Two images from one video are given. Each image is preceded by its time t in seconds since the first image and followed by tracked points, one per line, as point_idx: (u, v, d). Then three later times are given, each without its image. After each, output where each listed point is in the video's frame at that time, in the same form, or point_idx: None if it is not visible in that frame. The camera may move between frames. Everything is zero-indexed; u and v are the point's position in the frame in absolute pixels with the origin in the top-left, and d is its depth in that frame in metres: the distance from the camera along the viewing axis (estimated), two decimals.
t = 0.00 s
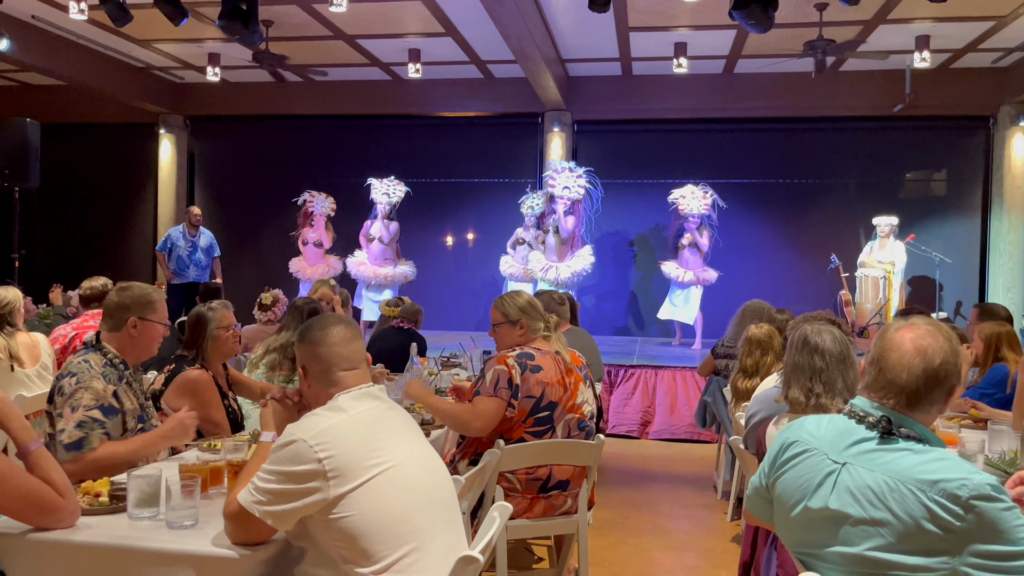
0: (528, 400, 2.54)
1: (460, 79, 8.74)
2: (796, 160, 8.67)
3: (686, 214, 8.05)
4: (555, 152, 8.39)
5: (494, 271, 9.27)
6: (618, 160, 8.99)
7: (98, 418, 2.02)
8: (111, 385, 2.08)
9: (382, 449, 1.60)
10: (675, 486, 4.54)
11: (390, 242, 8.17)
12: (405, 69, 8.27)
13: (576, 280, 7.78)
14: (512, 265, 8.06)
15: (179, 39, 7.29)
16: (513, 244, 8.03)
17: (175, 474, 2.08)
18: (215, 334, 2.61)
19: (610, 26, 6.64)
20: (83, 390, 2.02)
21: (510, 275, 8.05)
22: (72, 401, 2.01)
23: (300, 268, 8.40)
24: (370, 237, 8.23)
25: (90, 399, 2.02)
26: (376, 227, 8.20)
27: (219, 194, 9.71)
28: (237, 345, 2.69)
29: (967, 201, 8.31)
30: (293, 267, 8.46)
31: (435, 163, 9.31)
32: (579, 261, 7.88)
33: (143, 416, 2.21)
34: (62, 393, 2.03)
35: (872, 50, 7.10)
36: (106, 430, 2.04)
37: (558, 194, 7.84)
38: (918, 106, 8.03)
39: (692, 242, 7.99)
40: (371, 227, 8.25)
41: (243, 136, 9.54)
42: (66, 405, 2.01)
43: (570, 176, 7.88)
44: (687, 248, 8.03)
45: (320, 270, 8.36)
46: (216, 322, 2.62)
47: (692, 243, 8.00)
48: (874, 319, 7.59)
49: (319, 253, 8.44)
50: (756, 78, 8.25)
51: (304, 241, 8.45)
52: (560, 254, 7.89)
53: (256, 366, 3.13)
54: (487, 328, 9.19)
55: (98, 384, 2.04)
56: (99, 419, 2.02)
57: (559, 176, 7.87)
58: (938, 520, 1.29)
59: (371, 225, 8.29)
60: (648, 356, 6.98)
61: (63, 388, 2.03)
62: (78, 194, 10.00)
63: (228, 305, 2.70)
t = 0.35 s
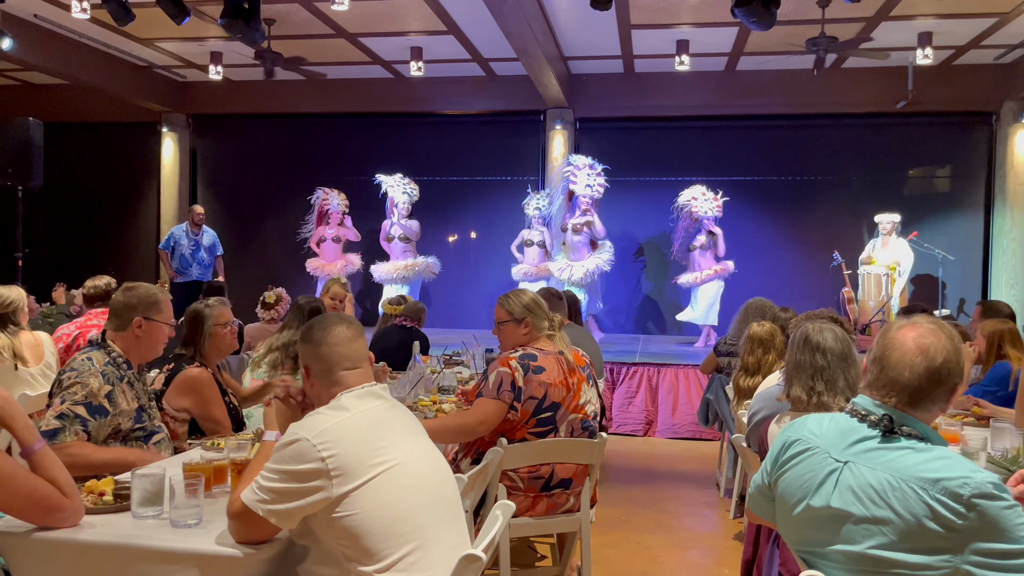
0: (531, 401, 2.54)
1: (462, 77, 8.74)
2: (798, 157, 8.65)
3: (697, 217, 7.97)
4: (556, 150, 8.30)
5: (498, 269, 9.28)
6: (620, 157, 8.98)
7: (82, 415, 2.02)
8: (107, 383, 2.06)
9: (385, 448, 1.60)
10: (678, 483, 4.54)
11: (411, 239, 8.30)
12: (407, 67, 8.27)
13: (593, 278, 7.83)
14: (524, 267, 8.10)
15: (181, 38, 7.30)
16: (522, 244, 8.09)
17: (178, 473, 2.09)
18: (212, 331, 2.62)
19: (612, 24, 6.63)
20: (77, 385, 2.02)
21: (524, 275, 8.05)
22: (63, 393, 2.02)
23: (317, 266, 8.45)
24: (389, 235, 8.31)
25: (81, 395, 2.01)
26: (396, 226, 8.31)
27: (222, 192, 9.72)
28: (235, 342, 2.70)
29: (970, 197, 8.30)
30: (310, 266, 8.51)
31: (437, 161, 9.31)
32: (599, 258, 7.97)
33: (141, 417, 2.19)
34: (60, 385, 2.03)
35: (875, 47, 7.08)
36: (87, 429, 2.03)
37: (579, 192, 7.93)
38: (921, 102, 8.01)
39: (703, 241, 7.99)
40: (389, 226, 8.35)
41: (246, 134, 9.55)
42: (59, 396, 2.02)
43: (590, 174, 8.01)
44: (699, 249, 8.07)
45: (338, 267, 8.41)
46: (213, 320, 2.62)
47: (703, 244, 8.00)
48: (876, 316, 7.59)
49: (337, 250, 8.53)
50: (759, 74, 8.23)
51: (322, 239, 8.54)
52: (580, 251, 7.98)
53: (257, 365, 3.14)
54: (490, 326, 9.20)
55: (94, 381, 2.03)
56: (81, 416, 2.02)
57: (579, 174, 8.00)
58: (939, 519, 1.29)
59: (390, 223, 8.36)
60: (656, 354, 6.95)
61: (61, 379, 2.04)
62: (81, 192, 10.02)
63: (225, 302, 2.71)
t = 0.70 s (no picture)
0: (532, 401, 2.54)
1: (463, 75, 8.73)
2: (799, 154, 8.64)
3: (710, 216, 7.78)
4: (556, 148, 8.34)
5: (498, 267, 9.27)
6: (620, 154, 8.96)
7: (83, 413, 2.01)
8: (107, 382, 2.06)
9: (386, 446, 1.60)
10: (679, 481, 4.54)
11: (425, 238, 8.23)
12: (408, 65, 8.26)
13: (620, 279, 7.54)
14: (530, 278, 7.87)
15: (182, 36, 7.30)
16: (528, 253, 7.82)
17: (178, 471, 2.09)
18: (210, 328, 2.65)
19: (613, 21, 6.63)
20: (77, 384, 2.02)
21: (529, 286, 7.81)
22: (63, 394, 2.01)
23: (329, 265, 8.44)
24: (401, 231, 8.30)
25: (81, 394, 2.01)
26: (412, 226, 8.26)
27: (223, 190, 9.73)
28: (233, 339, 2.74)
29: (970, 195, 8.30)
30: (325, 266, 8.48)
31: (438, 159, 9.30)
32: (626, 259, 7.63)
33: (141, 413, 2.19)
34: (60, 384, 2.03)
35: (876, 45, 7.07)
36: (89, 428, 2.03)
37: (601, 195, 7.68)
38: (922, 100, 7.98)
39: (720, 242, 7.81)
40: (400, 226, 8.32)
41: (247, 133, 9.55)
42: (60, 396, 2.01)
43: (611, 176, 7.74)
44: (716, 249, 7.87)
45: (351, 266, 8.35)
46: (210, 317, 2.65)
47: (720, 243, 7.81)
48: (878, 315, 7.56)
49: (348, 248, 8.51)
50: (760, 72, 8.22)
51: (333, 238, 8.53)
52: (608, 253, 7.68)
53: (256, 364, 3.15)
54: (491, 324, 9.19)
55: (93, 379, 2.03)
56: (81, 416, 2.01)
57: (601, 177, 7.71)
58: (940, 516, 1.29)
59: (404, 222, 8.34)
60: (657, 352, 6.95)
61: (61, 379, 2.04)
62: (82, 190, 10.02)
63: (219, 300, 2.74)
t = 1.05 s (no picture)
0: (532, 397, 2.54)
1: (464, 71, 8.71)
2: (800, 150, 8.64)
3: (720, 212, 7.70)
4: (557, 144, 8.32)
5: (499, 264, 9.27)
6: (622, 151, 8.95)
7: (83, 409, 2.01)
8: (105, 377, 2.06)
9: (386, 442, 1.60)
10: (680, 477, 4.55)
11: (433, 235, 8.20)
12: (409, 61, 8.25)
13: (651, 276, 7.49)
14: (538, 267, 7.82)
15: (183, 32, 7.30)
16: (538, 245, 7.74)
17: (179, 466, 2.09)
18: (220, 322, 2.63)
19: (614, 18, 6.62)
20: (74, 380, 2.02)
21: (537, 277, 7.77)
22: (62, 390, 2.01)
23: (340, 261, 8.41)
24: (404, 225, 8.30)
25: (80, 390, 2.01)
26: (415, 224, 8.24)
27: (224, 186, 9.73)
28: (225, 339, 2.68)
29: (971, 192, 8.28)
30: (337, 263, 8.43)
31: (439, 156, 9.30)
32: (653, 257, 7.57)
33: (140, 406, 2.20)
34: (58, 381, 2.03)
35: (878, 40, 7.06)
36: (88, 424, 2.03)
37: (624, 193, 7.61)
38: (924, 96, 7.97)
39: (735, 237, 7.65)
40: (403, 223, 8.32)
41: (248, 129, 9.54)
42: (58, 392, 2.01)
43: (632, 174, 7.66)
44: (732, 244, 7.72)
45: (362, 263, 8.31)
46: (206, 312, 2.61)
47: (736, 238, 7.65)
48: (879, 311, 7.55)
49: (360, 245, 8.44)
50: (762, 68, 8.21)
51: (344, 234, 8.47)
52: (632, 250, 7.63)
53: (255, 361, 3.14)
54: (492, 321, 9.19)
55: (91, 375, 2.03)
56: (79, 413, 2.01)
57: (622, 175, 7.64)
58: (942, 511, 1.28)
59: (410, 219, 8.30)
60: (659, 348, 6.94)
61: (59, 375, 2.04)
62: (82, 186, 10.02)
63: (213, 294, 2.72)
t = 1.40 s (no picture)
0: (528, 394, 2.54)
1: (464, 67, 8.70)
2: (800, 147, 8.62)
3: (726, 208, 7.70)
4: (557, 141, 8.31)
5: (499, 261, 9.25)
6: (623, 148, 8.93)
7: (74, 405, 1.99)
8: (99, 373, 2.05)
9: (384, 438, 1.60)
10: (680, 474, 4.55)
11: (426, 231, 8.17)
12: (409, 58, 8.24)
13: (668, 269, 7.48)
14: (546, 260, 7.80)
15: (182, 29, 7.29)
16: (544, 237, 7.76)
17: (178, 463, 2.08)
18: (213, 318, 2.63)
19: (614, 14, 6.60)
20: (68, 376, 2.01)
21: (547, 269, 7.76)
22: (58, 387, 2.00)
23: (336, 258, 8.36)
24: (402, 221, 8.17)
25: (73, 386, 2.00)
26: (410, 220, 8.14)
27: (223, 183, 9.72)
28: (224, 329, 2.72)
29: (972, 189, 8.26)
30: (332, 260, 8.39)
31: (439, 152, 9.29)
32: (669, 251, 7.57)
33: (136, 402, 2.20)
34: (52, 377, 2.02)
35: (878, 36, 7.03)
36: (82, 418, 2.01)
37: (639, 187, 7.59)
38: (924, 92, 7.96)
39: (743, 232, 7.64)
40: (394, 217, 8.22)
41: (247, 126, 9.53)
42: (50, 388, 2.00)
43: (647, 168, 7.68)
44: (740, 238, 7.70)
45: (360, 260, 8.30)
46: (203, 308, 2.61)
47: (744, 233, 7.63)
48: (879, 308, 7.53)
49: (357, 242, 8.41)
50: (762, 65, 8.19)
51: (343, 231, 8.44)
52: (647, 246, 7.63)
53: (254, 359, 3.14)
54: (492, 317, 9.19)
55: (86, 371, 2.02)
56: (72, 407, 1.99)
57: (637, 170, 7.63)
58: (940, 508, 1.28)
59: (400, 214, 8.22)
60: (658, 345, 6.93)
61: (53, 373, 2.02)
62: (82, 183, 10.02)
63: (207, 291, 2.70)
